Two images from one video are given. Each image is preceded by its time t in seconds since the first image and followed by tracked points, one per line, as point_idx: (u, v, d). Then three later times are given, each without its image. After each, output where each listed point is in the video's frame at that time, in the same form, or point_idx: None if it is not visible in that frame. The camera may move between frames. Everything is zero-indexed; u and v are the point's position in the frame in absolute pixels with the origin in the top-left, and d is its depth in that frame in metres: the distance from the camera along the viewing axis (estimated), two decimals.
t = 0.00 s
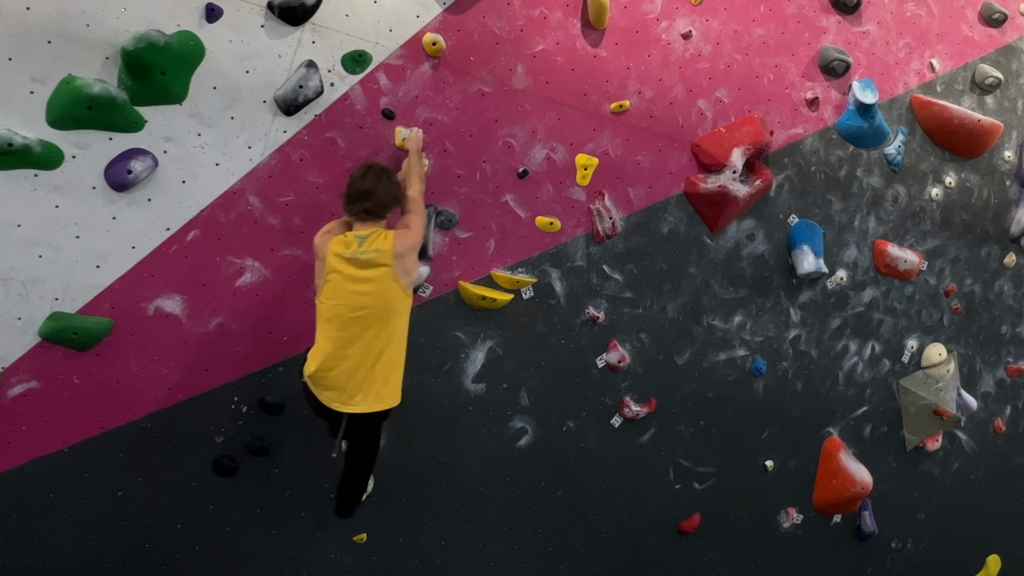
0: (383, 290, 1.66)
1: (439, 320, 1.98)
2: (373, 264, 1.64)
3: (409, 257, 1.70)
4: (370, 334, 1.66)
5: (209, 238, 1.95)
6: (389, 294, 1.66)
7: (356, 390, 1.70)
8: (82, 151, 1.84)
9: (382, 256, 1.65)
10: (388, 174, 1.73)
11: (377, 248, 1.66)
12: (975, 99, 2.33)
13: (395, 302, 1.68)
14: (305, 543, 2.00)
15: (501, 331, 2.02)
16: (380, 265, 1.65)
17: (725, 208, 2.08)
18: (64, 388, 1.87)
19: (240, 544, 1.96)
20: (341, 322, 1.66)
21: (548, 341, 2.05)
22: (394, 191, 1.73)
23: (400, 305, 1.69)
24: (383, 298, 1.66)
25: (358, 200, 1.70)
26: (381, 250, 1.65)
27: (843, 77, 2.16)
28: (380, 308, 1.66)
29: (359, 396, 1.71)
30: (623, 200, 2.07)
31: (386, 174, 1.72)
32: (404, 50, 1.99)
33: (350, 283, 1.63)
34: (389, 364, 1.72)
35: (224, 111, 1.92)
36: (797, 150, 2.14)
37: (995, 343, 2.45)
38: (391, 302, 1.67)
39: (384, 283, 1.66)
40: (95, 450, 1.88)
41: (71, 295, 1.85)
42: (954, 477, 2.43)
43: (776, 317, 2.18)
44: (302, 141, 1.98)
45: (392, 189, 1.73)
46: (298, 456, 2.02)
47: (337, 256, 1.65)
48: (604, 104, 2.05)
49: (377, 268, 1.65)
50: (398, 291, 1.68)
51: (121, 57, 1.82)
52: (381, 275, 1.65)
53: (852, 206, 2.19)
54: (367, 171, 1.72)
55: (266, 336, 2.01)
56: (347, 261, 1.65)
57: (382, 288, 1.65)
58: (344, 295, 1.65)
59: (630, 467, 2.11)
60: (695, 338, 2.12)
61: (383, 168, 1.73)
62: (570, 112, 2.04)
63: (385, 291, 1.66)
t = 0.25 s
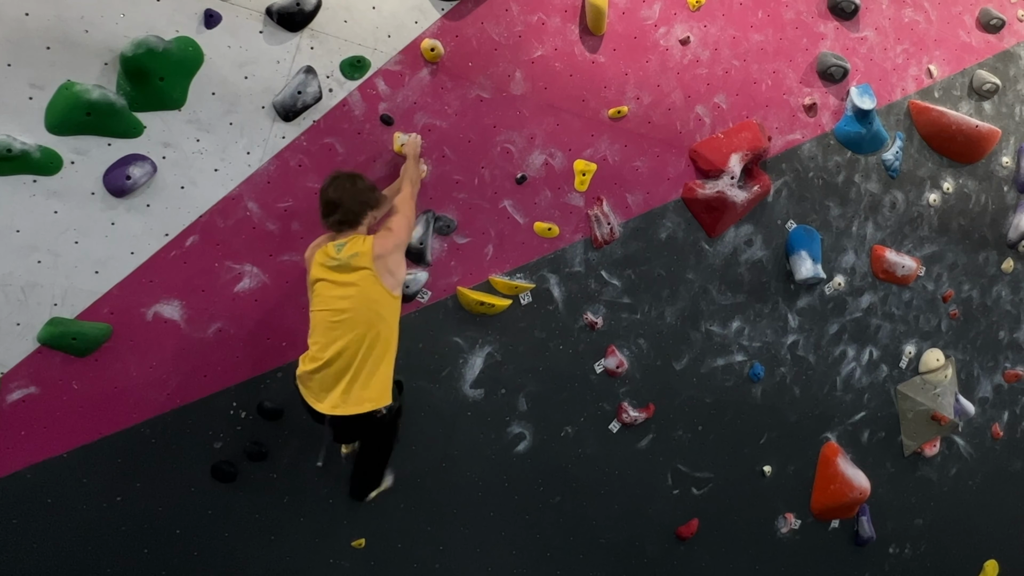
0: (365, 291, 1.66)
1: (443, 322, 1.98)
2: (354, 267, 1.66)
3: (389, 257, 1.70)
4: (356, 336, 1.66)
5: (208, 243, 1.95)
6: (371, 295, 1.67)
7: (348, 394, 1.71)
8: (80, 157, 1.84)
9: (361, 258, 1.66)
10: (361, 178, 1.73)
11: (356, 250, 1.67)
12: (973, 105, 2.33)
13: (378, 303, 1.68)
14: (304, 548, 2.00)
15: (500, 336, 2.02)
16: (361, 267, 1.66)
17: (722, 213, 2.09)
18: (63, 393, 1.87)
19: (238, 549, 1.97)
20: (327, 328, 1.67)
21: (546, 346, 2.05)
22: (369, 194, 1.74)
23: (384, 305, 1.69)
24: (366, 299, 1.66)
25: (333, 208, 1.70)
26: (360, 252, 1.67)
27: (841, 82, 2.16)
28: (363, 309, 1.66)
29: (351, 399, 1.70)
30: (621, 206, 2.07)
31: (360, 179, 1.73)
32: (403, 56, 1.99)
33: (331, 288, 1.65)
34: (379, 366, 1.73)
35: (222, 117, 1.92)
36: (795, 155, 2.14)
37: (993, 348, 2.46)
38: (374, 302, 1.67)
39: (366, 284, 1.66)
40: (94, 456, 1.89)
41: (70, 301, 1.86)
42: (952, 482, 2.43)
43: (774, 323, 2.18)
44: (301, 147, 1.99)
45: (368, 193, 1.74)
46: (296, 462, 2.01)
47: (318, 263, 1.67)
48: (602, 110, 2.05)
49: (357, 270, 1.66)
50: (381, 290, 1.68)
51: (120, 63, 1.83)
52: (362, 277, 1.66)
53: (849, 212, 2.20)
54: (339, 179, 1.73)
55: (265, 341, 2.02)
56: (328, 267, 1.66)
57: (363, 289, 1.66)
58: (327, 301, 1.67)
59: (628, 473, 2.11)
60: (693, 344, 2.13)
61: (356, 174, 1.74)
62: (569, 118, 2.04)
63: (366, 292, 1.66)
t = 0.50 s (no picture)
0: (362, 288, 1.66)
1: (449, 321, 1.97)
2: (350, 264, 1.66)
3: (386, 252, 1.69)
4: (354, 332, 1.67)
5: (206, 249, 1.95)
6: (368, 291, 1.66)
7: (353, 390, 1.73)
8: (79, 163, 1.84)
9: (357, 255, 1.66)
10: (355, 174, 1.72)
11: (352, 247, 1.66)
12: (971, 111, 2.33)
13: (376, 299, 1.67)
14: (302, 553, 2.01)
15: (498, 342, 2.03)
16: (357, 265, 1.66)
17: (720, 219, 2.09)
18: (62, 399, 1.87)
19: (237, 555, 1.97)
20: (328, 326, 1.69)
21: (544, 352, 2.05)
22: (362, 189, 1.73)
23: (383, 300, 1.69)
24: (362, 296, 1.65)
25: (327, 207, 1.70)
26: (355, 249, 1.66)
27: (839, 89, 2.17)
28: (361, 306, 1.66)
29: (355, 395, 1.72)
30: (619, 212, 2.07)
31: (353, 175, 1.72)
32: (401, 62, 1.99)
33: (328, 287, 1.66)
34: (378, 359, 1.74)
35: (221, 123, 1.93)
36: (793, 161, 2.14)
37: (990, 354, 2.46)
38: (371, 298, 1.67)
39: (362, 281, 1.66)
40: (92, 461, 1.89)
41: (68, 307, 1.86)
42: (950, 487, 2.43)
43: (772, 329, 2.18)
44: (299, 153, 1.99)
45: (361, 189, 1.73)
46: (295, 468, 2.01)
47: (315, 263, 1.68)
48: (600, 116, 2.06)
49: (354, 267, 1.66)
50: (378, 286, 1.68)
51: (119, 69, 1.83)
52: (358, 274, 1.66)
53: (847, 218, 2.20)
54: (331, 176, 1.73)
55: (263, 346, 2.02)
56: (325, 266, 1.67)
57: (360, 286, 1.66)
58: (325, 298, 1.68)
59: (626, 478, 2.11)
60: (691, 350, 2.13)
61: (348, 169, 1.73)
62: (567, 124, 2.04)
63: (363, 289, 1.66)
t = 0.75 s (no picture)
0: (369, 287, 1.61)
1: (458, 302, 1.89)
2: (357, 263, 1.61)
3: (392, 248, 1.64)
4: (363, 331, 1.63)
5: (205, 255, 1.96)
6: (375, 291, 1.61)
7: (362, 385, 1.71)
8: (78, 169, 1.85)
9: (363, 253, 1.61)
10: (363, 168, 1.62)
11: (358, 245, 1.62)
12: (968, 117, 2.33)
13: (384, 296, 1.62)
14: (300, 559, 2.01)
15: (496, 348, 2.03)
16: (363, 263, 1.61)
17: (718, 225, 2.09)
18: (61, 405, 1.87)
19: (235, 560, 1.97)
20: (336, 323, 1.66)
21: (542, 358, 2.06)
22: (371, 187, 1.63)
23: (392, 298, 1.63)
24: (369, 296, 1.61)
25: (333, 205, 1.62)
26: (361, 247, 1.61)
27: (837, 95, 2.17)
28: (368, 305, 1.62)
29: (365, 391, 1.70)
30: (617, 218, 2.07)
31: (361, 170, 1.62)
32: (399, 68, 2.00)
33: (337, 285, 1.62)
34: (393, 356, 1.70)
35: (219, 129, 1.93)
36: (790, 168, 2.14)
37: (988, 360, 2.46)
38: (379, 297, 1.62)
39: (369, 281, 1.61)
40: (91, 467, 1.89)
41: (67, 313, 1.86)
42: (947, 493, 2.44)
43: (770, 335, 2.19)
44: (297, 160, 2.00)
45: (371, 187, 1.63)
46: (293, 473, 2.01)
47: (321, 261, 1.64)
48: (598, 122, 2.06)
49: (360, 266, 1.61)
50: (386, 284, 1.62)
51: (118, 75, 1.83)
52: (365, 274, 1.61)
53: (845, 224, 2.20)
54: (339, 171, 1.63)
55: (262, 353, 2.02)
56: (331, 264, 1.63)
57: (367, 285, 1.61)
58: (336, 296, 1.64)
59: (624, 484, 2.12)
60: (688, 355, 2.13)
61: (358, 167, 1.62)
62: (565, 131, 2.05)
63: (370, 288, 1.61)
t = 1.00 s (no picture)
0: (371, 273, 1.59)
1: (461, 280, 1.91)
2: (361, 247, 1.57)
3: (398, 235, 1.59)
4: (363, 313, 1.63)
5: (203, 262, 1.96)
6: (377, 276, 1.59)
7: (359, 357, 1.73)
8: (76, 176, 1.85)
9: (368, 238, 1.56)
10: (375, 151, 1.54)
11: (364, 228, 1.57)
12: (965, 124, 2.34)
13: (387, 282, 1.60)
14: (298, 565, 2.01)
15: (494, 354, 2.04)
16: (368, 249, 1.57)
17: (716, 232, 2.09)
18: (60, 411, 1.88)
19: (233, 566, 1.98)
20: (336, 299, 1.65)
21: (540, 364, 2.06)
22: (384, 172, 1.55)
23: (394, 281, 1.62)
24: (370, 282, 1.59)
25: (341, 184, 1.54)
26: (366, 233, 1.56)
27: (834, 102, 2.17)
28: (370, 289, 1.60)
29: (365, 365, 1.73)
30: (615, 224, 2.08)
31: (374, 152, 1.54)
32: (397, 75, 2.01)
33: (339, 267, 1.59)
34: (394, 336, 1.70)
35: (218, 136, 1.94)
36: (788, 174, 2.14)
37: (985, 367, 2.47)
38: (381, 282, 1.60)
39: (371, 267, 1.58)
40: (89, 473, 1.89)
41: (66, 319, 1.87)
42: (945, 499, 2.44)
43: (767, 341, 2.19)
44: (296, 166, 2.02)
45: (384, 171, 1.55)
46: (291, 479, 2.01)
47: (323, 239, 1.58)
48: (596, 129, 2.06)
49: (363, 251, 1.57)
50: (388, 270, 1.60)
51: (116, 82, 1.84)
52: (367, 260, 1.57)
53: (842, 230, 2.20)
54: (352, 150, 1.54)
55: (261, 359, 2.02)
56: (335, 244, 1.58)
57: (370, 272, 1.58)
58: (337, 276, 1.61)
59: (622, 491, 2.12)
60: (686, 362, 2.13)
61: (372, 149, 1.54)
62: (562, 137, 2.05)
63: (372, 273, 1.59)
